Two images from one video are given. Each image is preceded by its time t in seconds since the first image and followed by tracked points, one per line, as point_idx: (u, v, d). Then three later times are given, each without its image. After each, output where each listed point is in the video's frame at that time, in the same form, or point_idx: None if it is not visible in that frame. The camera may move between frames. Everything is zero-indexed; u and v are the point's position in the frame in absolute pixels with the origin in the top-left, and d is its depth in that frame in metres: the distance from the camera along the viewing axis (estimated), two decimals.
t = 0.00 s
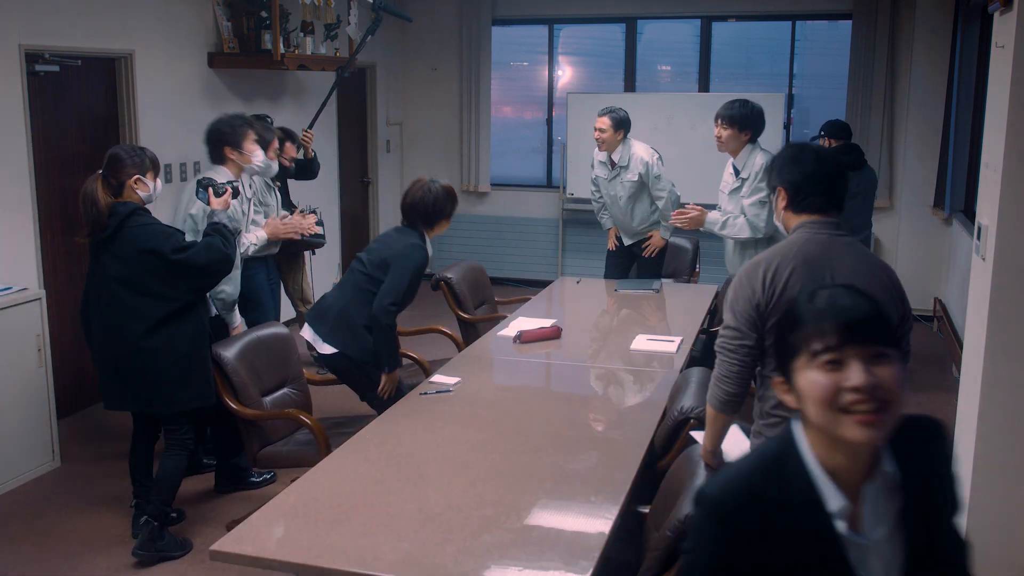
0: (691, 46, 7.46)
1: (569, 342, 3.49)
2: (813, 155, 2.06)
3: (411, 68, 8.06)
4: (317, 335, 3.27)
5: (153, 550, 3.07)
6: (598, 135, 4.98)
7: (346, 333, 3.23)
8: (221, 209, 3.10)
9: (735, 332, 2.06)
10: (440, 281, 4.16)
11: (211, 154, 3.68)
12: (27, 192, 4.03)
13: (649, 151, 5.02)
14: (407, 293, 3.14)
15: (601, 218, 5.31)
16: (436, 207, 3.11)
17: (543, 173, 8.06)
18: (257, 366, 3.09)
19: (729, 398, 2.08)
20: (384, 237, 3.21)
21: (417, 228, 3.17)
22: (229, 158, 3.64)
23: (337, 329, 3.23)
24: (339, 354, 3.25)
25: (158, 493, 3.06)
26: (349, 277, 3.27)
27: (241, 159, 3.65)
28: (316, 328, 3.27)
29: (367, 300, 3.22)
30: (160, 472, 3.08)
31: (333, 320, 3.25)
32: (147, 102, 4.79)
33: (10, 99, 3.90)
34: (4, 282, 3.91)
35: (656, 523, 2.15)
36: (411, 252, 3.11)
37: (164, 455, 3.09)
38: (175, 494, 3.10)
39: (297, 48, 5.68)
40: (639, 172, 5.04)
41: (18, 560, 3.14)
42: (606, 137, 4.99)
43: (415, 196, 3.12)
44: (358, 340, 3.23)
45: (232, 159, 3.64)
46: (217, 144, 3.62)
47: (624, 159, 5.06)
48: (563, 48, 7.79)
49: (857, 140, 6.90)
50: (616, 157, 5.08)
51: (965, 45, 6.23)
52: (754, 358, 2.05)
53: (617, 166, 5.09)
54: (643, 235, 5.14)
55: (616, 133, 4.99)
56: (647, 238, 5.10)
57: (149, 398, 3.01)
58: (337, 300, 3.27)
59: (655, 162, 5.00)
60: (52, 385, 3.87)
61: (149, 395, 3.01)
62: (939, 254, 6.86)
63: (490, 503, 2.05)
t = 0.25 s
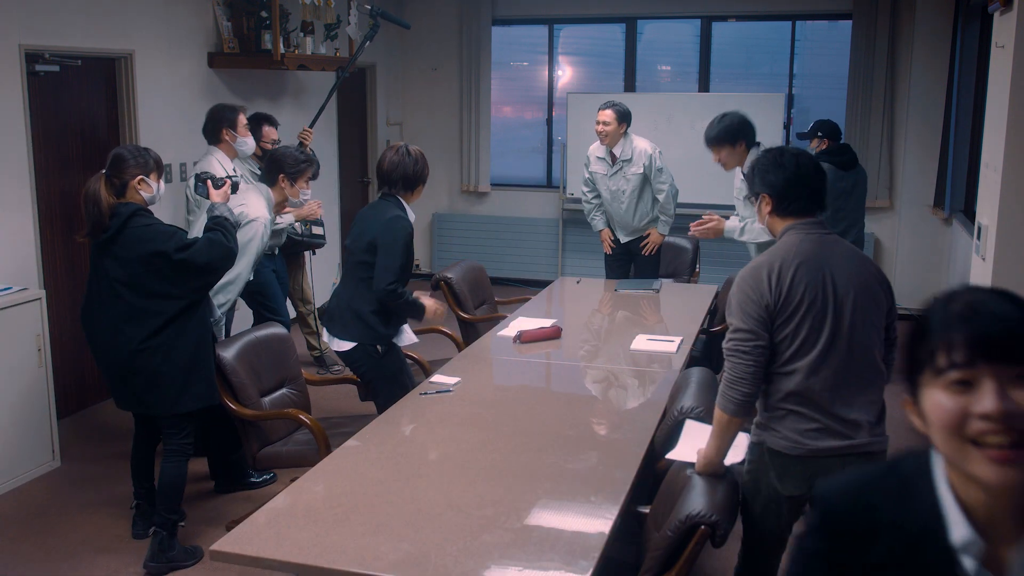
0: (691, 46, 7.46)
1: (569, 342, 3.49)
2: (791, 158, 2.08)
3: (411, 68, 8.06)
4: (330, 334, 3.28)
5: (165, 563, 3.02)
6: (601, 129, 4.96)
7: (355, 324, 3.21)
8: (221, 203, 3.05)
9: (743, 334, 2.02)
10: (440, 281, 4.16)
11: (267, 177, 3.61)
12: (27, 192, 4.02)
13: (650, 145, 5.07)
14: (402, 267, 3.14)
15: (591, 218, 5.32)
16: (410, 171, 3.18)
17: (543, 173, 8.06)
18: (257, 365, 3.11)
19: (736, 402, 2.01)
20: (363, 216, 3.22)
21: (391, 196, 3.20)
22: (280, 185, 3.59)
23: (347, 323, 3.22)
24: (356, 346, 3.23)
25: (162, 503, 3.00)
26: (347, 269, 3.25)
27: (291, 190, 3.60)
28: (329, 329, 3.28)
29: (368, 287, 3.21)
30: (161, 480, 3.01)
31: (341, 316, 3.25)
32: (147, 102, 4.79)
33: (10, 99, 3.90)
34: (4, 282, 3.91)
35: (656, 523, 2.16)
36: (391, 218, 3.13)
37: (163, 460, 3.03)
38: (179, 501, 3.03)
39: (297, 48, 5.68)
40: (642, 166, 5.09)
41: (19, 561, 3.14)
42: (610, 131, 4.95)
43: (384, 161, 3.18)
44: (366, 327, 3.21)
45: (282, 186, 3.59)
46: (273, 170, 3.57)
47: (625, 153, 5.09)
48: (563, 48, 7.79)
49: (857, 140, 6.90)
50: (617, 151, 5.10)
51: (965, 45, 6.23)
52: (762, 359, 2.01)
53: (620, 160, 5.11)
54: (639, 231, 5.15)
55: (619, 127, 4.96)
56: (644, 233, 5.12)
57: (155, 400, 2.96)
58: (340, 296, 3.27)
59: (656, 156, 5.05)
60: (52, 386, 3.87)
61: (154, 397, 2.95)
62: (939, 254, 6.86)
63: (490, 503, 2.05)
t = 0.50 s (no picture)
0: (691, 46, 7.46)
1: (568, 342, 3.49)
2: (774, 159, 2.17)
3: (411, 68, 8.06)
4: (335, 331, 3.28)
5: (164, 569, 3.02)
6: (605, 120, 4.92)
7: (359, 319, 3.21)
8: (221, 204, 3.01)
9: (753, 328, 1.97)
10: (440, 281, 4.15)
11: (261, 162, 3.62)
12: (27, 193, 4.02)
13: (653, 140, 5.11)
14: (408, 263, 3.14)
15: (585, 218, 5.24)
16: (413, 168, 3.17)
17: (543, 173, 8.07)
18: (255, 365, 3.12)
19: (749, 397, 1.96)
20: (367, 212, 3.21)
21: (396, 192, 3.20)
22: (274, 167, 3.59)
23: (352, 319, 3.22)
24: (360, 343, 3.23)
25: (158, 513, 2.98)
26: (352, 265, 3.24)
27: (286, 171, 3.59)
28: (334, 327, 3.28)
29: (374, 283, 3.20)
30: (155, 496, 2.97)
31: (346, 313, 3.24)
32: (147, 102, 4.79)
33: (10, 99, 3.90)
34: (4, 282, 3.91)
35: (656, 522, 2.16)
36: (396, 213, 3.13)
37: (157, 474, 2.97)
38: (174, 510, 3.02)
39: (297, 48, 5.68)
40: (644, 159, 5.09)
41: (19, 561, 3.14)
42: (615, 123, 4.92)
43: (390, 159, 3.16)
44: (370, 324, 3.20)
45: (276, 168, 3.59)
46: (266, 154, 3.56)
47: (628, 147, 5.09)
48: (563, 48, 7.79)
49: (857, 140, 6.90)
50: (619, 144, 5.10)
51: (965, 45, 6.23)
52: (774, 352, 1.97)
53: (622, 154, 5.10)
54: (639, 227, 5.11)
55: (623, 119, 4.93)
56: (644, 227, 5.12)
57: (168, 405, 2.92)
58: (345, 293, 3.26)
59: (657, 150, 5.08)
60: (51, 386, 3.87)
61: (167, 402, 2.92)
62: (939, 254, 6.85)
63: (490, 503, 2.05)
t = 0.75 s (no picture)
0: (691, 46, 7.46)
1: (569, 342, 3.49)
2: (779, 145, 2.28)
3: (411, 68, 8.06)
4: (338, 327, 3.25)
5: (164, 569, 3.02)
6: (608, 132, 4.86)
7: (366, 318, 3.21)
8: (222, 205, 3.03)
9: (781, 306, 2.08)
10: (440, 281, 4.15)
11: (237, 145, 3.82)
12: (27, 193, 4.03)
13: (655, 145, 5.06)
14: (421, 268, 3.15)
15: (588, 221, 5.26)
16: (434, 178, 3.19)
17: (543, 173, 8.07)
18: (254, 364, 3.11)
19: (772, 372, 2.07)
20: (381, 213, 3.21)
21: (412, 198, 3.22)
22: (245, 147, 3.80)
23: (354, 318, 3.22)
24: (364, 342, 3.23)
25: (156, 514, 2.99)
26: (361, 263, 3.23)
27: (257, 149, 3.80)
28: (337, 323, 3.26)
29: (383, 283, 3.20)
30: (155, 499, 2.98)
31: (352, 310, 3.22)
32: (147, 102, 4.79)
33: (10, 99, 3.90)
34: (4, 282, 3.91)
35: (656, 522, 2.16)
36: (411, 217, 3.14)
37: (158, 477, 2.99)
38: (173, 512, 3.02)
39: (297, 48, 5.68)
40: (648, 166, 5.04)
41: (19, 561, 3.15)
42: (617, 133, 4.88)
43: (412, 171, 3.19)
44: (378, 324, 3.20)
45: (247, 147, 3.80)
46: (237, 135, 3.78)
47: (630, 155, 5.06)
48: (563, 48, 7.79)
49: (857, 140, 6.91)
50: (621, 154, 5.07)
51: (965, 45, 6.23)
52: (795, 331, 2.10)
53: (623, 161, 5.07)
54: (642, 229, 5.13)
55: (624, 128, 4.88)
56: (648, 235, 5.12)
57: (177, 408, 2.91)
58: (350, 289, 3.25)
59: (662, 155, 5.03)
60: (52, 386, 3.87)
61: (176, 405, 2.90)
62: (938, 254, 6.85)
63: (491, 503, 2.05)
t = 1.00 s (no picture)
0: (691, 46, 7.46)
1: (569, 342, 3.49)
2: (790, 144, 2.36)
3: (411, 68, 8.06)
4: (347, 328, 3.24)
5: (164, 569, 3.02)
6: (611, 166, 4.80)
7: (377, 318, 3.20)
8: (224, 205, 3.01)
9: (807, 299, 2.18)
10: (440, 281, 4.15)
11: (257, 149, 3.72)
12: (27, 192, 4.02)
13: (660, 166, 5.00)
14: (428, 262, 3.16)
15: (596, 225, 5.30)
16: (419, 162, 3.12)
17: (543, 173, 8.07)
18: (252, 364, 3.12)
19: (799, 362, 2.16)
20: (382, 208, 3.18)
21: (405, 190, 3.18)
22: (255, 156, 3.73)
23: (366, 319, 3.20)
24: (382, 343, 3.22)
25: (156, 514, 2.99)
26: (369, 263, 3.20)
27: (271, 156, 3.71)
28: (346, 325, 3.24)
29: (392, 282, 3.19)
30: (156, 500, 2.99)
31: (363, 312, 3.21)
32: (147, 102, 4.79)
33: (10, 99, 3.90)
34: (4, 282, 3.91)
35: (656, 522, 2.16)
36: (410, 213, 3.13)
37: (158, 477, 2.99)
38: (173, 512, 3.02)
39: (297, 48, 5.68)
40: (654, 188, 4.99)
41: (19, 561, 3.14)
42: (622, 164, 4.81)
43: (398, 158, 3.10)
44: (391, 322, 3.20)
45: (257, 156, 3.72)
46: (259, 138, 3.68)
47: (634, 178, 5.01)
48: (563, 48, 7.79)
49: (857, 140, 6.91)
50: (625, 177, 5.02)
51: (965, 45, 6.23)
52: (818, 323, 2.20)
53: (628, 184, 5.03)
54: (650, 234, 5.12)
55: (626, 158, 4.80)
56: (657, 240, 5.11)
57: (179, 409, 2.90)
58: (358, 289, 3.23)
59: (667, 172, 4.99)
60: (52, 386, 3.87)
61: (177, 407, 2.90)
62: (938, 254, 6.84)
63: (491, 503, 2.05)
